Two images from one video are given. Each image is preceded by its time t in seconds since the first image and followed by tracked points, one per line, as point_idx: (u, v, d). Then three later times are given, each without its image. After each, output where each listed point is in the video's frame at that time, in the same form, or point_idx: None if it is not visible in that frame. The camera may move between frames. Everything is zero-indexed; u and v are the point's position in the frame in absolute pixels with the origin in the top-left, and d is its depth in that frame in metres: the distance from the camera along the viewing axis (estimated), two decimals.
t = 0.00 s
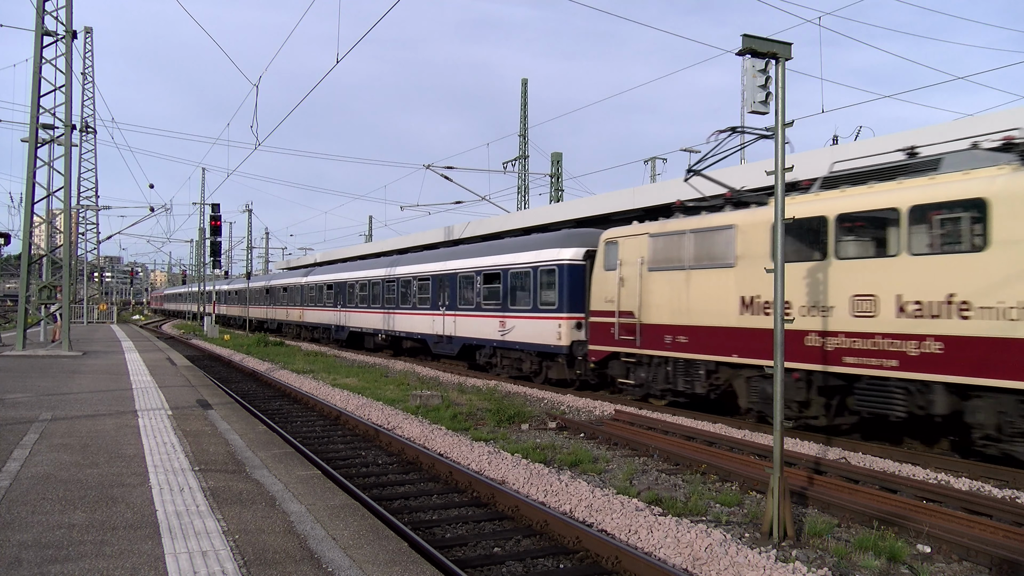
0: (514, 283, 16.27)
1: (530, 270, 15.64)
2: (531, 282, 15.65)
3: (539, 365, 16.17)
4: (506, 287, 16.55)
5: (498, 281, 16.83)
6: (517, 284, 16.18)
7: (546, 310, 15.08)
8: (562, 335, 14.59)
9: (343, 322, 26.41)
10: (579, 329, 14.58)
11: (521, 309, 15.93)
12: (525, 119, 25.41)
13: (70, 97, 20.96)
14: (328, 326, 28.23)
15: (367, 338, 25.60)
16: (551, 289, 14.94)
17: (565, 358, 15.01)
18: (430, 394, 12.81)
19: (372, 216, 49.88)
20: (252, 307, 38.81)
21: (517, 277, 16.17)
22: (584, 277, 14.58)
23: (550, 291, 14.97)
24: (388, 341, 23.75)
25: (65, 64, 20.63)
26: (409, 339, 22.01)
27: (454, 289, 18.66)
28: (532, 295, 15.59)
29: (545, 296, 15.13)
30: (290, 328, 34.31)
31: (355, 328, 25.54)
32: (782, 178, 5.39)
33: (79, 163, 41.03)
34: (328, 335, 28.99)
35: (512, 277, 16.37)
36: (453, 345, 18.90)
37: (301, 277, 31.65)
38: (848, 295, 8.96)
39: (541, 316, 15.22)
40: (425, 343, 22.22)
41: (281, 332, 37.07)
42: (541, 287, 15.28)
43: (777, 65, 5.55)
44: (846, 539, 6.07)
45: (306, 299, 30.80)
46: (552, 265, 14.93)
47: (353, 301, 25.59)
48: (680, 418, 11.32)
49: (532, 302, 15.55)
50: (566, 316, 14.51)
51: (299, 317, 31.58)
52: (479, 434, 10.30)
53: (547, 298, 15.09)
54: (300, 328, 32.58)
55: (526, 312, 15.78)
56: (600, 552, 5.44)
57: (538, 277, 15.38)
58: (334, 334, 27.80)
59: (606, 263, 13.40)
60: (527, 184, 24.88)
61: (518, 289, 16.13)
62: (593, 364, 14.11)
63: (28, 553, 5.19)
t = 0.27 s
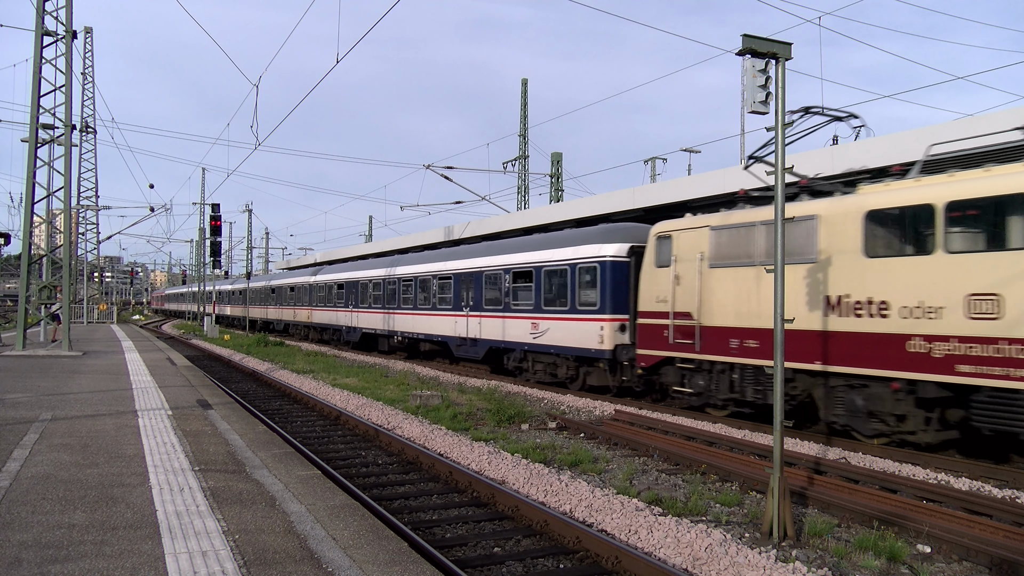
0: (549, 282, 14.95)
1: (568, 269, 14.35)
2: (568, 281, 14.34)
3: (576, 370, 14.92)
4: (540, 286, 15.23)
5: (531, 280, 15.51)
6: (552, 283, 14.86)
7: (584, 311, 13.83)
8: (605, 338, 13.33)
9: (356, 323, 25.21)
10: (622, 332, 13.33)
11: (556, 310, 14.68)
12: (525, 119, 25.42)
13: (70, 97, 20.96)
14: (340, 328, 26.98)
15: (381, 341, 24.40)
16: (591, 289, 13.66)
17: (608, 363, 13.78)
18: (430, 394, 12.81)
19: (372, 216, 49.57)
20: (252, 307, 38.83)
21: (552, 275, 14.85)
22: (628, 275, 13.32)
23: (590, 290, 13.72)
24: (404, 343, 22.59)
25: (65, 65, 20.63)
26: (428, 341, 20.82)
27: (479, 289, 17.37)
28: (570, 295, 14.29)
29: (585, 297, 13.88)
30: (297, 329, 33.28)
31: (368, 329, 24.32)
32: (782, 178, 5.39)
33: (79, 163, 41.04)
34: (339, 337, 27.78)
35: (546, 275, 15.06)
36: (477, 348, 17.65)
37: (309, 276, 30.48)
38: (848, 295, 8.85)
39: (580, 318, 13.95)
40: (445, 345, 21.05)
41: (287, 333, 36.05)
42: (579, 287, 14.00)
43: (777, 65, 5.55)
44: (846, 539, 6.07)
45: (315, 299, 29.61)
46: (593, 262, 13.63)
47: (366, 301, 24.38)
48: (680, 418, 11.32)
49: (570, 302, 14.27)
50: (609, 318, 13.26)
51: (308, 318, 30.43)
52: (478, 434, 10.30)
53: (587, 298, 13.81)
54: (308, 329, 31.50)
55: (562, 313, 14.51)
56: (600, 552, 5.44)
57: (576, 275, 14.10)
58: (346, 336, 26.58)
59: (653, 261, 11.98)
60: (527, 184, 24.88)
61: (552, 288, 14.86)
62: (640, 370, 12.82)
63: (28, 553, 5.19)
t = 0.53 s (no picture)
0: (588, 280, 13.66)
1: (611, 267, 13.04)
2: (612, 278, 13.03)
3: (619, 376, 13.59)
4: (579, 284, 13.92)
5: (569, 277, 14.19)
6: (592, 281, 13.56)
7: (632, 312, 12.57)
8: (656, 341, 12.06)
9: (370, 324, 23.98)
10: (675, 335, 12.07)
11: (597, 310, 13.41)
12: (525, 119, 25.42)
13: (70, 97, 20.96)
14: (352, 329, 25.73)
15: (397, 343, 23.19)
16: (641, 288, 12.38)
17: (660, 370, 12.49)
18: (430, 394, 12.81)
19: (372, 215, 48.29)
20: (252, 307, 38.83)
21: (593, 272, 13.56)
22: (681, 272, 12.04)
23: (638, 289, 12.45)
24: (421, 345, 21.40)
25: (65, 65, 20.63)
26: (449, 344, 19.60)
27: (507, 288, 16.10)
28: (614, 293, 12.98)
29: (632, 296, 12.61)
30: (304, 329, 32.19)
31: (381, 331, 23.14)
32: (782, 178, 5.38)
33: (79, 163, 41.05)
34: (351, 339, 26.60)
35: (585, 273, 13.77)
36: (505, 352, 16.38)
37: (319, 275, 29.32)
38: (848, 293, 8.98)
39: (626, 319, 12.67)
40: (466, 348, 19.85)
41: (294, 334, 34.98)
42: (626, 284, 12.73)
43: (777, 65, 5.55)
44: (846, 539, 6.07)
45: (325, 299, 28.43)
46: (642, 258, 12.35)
47: (380, 301, 23.18)
48: (679, 418, 11.32)
49: (614, 302, 12.99)
50: (660, 320, 11.99)
51: (318, 319, 29.25)
52: (478, 434, 10.30)
53: (634, 299, 12.55)
54: (317, 330, 30.36)
55: (604, 314, 13.24)
56: (600, 552, 5.44)
57: (622, 272, 12.81)
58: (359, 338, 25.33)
59: (717, 258, 10.83)
60: (527, 184, 24.88)
61: (593, 286, 13.57)
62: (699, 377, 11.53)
63: (29, 553, 5.19)
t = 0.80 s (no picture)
0: (637, 278, 12.52)
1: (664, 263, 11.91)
2: (665, 277, 11.91)
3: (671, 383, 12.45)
4: (626, 283, 12.78)
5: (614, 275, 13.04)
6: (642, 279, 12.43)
7: (688, 314, 11.48)
8: (718, 345, 10.92)
9: (383, 324, 22.83)
10: (738, 337, 10.95)
11: (647, 311, 12.30)
12: (525, 119, 25.42)
13: (70, 97, 20.95)
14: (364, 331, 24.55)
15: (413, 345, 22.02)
16: (699, 286, 11.26)
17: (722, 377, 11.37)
18: (430, 394, 12.81)
19: (372, 216, 49.33)
20: (252, 307, 38.85)
21: (641, 270, 12.45)
22: (744, 270, 10.93)
23: (696, 288, 11.35)
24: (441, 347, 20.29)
25: (65, 65, 20.62)
26: (473, 346, 18.51)
27: (543, 287, 14.97)
28: (667, 293, 11.88)
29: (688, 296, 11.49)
30: (311, 330, 31.12)
31: (397, 332, 22.02)
32: (782, 178, 5.38)
33: (80, 162, 41.08)
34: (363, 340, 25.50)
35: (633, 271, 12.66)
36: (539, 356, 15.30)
37: (329, 273, 28.19)
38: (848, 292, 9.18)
39: (683, 322, 11.55)
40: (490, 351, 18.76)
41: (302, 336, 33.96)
42: (682, 283, 11.62)
43: (777, 65, 5.55)
44: (846, 539, 6.07)
45: (335, 299, 27.38)
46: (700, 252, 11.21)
47: (395, 301, 22.02)
48: (679, 418, 11.32)
49: (667, 303, 11.88)
50: (722, 323, 10.90)
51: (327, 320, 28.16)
52: (478, 434, 10.30)
53: (691, 300, 11.44)
54: (325, 330, 29.30)
55: (655, 316, 12.12)
56: (600, 552, 5.44)
57: (679, 269, 11.66)
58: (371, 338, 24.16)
59: (791, 253, 9.89)
60: (527, 184, 24.89)
61: (641, 284, 12.45)
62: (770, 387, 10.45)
63: (28, 553, 5.19)
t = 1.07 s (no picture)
0: (693, 276, 11.31)
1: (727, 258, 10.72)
2: (728, 274, 10.70)
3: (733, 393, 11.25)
4: (679, 281, 11.59)
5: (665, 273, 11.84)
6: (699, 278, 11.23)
7: (756, 315, 10.29)
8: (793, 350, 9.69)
9: (399, 326, 21.71)
10: (817, 341, 9.71)
11: (705, 312, 11.10)
12: (525, 119, 25.42)
13: (70, 97, 20.95)
14: (378, 332, 23.38)
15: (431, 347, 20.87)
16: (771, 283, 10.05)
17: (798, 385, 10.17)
18: (430, 394, 12.81)
19: (372, 215, 49.31)
20: (252, 307, 38.86)
21: (699, 267, 11.24)
22: (822, 264, 9.74)
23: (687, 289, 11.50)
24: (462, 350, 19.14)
25: (65, 65, 20.62)
26: (499, 348, 17.32)
27: (581, 286, 13.83)
28: (730, 291, 10.67)
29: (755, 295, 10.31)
30: (320, 331, 30.00)
31: (414, 333, 20.89)
32: (782, 178, 5.38)
33: (80, 163, 41.10)
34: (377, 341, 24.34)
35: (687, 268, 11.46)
36: (575, 359, 14.17)
37: (339, 272, 27.09)
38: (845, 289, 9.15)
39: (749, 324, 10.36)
40: (517, 353, 17.62)
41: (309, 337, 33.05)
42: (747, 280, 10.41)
43: (777, 65, 5.55)
44: (846, 539, 6.07)
45: (345, 298, 26.35)
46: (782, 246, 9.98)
47: (412, 301, 20.87)
48: (679, 418, 11.33)
49: (730, 302, 10.67)
50: (798, 325, 9.65)
51: (338, 320, 27.03)
52: (478, 434, 10.30)
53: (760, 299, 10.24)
54: (335, 331, 28.28)
55: (716, 317, 10.90)
56: (600, 552, 5.44)
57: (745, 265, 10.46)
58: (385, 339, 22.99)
59: (884, 246, 8.50)
60: (527, 184, 24.89)
61: (699, 283, 11.24)
62: (860, 399, 9.33)
63: (29, 553, 5.19)
